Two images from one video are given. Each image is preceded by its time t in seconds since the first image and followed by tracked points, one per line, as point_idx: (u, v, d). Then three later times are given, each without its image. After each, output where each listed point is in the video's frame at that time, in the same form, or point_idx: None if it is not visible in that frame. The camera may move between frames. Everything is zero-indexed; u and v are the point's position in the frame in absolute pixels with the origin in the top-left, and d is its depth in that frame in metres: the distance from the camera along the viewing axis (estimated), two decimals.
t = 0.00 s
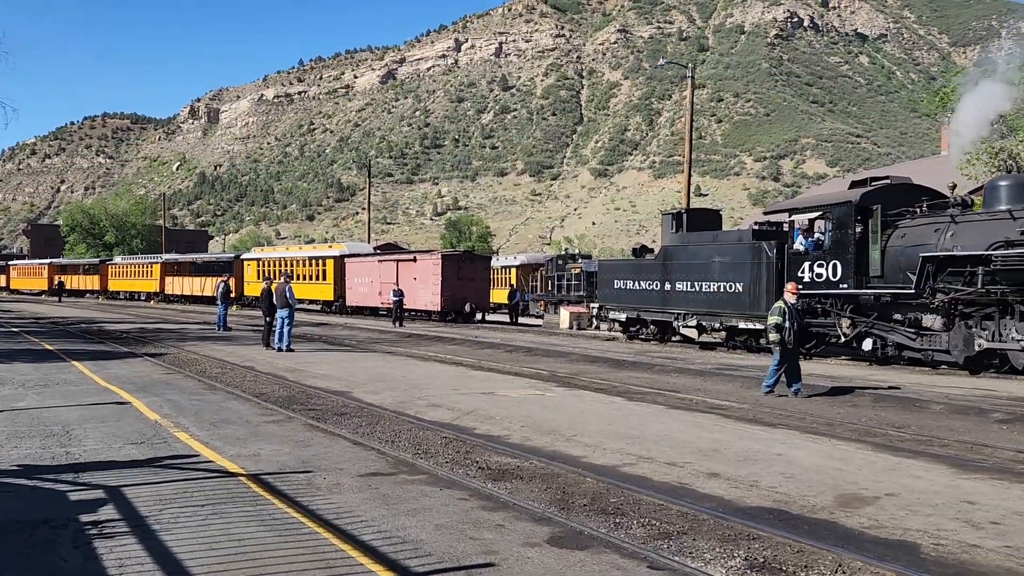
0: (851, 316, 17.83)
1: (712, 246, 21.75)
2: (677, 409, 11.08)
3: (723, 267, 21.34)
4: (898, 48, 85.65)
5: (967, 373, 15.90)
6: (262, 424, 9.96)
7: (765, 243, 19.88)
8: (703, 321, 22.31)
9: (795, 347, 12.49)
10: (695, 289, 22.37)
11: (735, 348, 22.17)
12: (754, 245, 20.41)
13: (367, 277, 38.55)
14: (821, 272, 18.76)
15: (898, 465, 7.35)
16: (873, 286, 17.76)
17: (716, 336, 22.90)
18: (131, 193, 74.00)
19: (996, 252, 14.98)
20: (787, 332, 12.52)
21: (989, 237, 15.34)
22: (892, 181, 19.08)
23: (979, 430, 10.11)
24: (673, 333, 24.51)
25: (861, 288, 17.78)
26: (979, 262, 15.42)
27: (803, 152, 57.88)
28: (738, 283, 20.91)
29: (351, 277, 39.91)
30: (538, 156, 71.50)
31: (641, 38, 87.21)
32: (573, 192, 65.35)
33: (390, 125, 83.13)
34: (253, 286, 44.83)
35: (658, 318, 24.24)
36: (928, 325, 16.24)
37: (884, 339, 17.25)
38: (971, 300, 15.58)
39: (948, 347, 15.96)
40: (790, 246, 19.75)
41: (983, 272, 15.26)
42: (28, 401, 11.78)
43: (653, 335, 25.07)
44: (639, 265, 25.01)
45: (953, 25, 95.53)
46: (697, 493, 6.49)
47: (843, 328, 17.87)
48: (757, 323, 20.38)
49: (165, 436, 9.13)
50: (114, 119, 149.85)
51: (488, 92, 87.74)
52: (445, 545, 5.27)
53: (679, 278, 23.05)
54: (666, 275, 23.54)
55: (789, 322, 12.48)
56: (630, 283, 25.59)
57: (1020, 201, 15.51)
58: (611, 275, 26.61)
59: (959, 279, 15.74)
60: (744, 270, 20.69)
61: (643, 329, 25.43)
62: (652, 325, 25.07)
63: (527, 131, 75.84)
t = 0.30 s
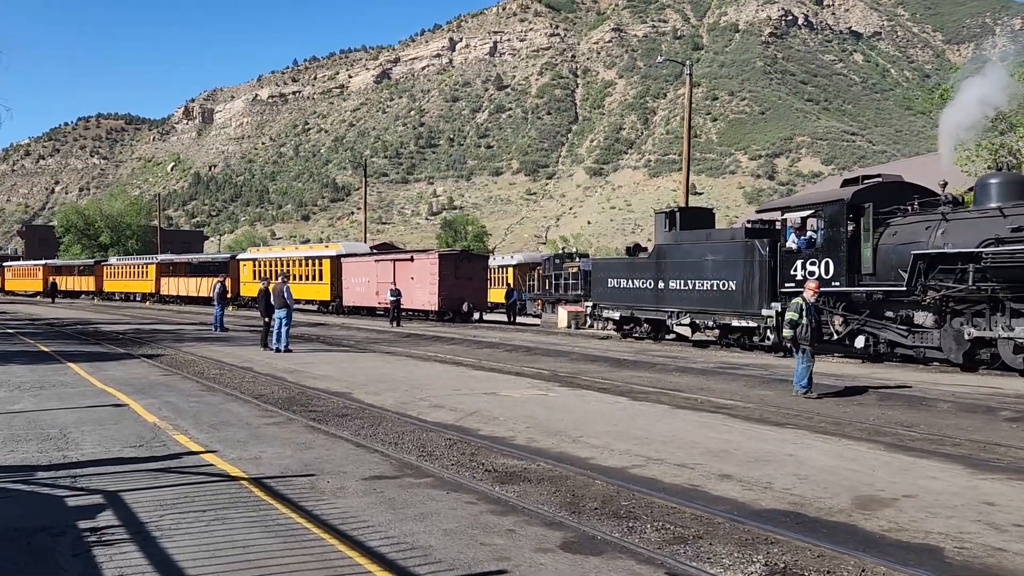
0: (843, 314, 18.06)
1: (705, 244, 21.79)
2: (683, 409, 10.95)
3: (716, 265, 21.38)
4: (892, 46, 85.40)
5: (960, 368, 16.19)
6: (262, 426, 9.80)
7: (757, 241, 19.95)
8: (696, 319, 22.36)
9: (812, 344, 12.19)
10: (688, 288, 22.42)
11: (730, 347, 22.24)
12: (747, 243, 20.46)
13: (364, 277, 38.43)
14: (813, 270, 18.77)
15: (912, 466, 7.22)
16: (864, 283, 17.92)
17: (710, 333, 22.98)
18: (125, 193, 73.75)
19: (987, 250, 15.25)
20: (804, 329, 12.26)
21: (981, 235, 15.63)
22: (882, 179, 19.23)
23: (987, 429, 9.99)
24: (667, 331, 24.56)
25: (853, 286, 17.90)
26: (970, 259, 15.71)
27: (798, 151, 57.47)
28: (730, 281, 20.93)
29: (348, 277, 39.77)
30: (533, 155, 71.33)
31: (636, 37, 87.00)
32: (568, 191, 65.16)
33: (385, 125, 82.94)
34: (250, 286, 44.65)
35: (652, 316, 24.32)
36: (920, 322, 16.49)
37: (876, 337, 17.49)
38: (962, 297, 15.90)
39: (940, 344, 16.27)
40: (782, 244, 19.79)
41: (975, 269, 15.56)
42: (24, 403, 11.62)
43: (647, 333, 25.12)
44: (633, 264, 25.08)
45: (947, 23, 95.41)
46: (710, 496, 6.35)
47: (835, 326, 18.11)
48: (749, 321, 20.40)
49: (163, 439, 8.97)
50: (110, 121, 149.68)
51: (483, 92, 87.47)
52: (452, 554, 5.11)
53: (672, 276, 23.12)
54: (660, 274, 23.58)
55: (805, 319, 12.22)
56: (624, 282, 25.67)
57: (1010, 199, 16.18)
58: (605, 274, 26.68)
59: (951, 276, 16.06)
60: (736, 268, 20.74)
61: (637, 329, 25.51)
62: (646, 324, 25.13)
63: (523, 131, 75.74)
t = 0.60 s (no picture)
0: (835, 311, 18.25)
1: (697, 242, 21.97)
2: (689, 407, 10.82)
3: (708, 262, 21.56)
4: (884, 43, 85.17)
5: (952, 364, 16.31)
6: (263, 427, 9.63)
7: (750, 238, 20.14)
8: (689, 316, 22.52)
9: (835, 348, 11.74)
10: (681, 285, 22.57)
11: (722, 344, 22.47)
12: (739, 240, 20.66)
13: (359, 275, 38.28)
14: (805, 267, 18.89)
15: (930, 465, 7.10)
16: (856, 280, 18.07)
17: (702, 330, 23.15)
18: (118, 194, 73.39)
19: (977, 247, 15.24)
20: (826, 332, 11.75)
21: (972, 231, 15.64)
22: (872, 176, 19.46)
23: (998, 426, 9.91)
24: (660, 329, 24.70)
25: (846, 282, 18.08)
26: (960, 256, 15.70)
27: (791, 148, 57.72)
28: (723, 278, 21.12)
29: (343, 276, 39.55)
30: (526, 154, 71.20)
31: (629, 36, 86.79)
32: (562, 189, 65.01)
33: (378, 123, 82.67)
34: (244, 286, 44.43)
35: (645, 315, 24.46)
36: (910, 319, 16.48)
37: (869, 333, 17.58)
38: (952, 294, 15.89)
39: (931, 339, 16.32)
40: (774, 241, 19.93)
41: (965, 266, 15.57)
42: (19, 405, 11.41)
43: (640, 332, 25.26)
44: (626, 262, 25.26)
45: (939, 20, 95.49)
46: (727, 497, 6.20)
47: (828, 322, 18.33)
48: (742, 318, 20.57)
49: (162, 441, 8.79)
50: (101, 120, 148.83)
51: (476, 90, 87.21)
52: (469, 558, 4.96)
53: (664, 273, 23.29)
54: (653, 271, 23.71)
55: (828, 322, 11.71)
56: (617, 280, 25.84)
57: (1000, 196, 16.27)
58: (598, 272, 26.83)
59: (941, 273, 16.09)
60: (729, 265, 20.88)
61: (631, 327, 25.64)
62: (639, 321, 25.32)
63: (516, 129, 75.64)
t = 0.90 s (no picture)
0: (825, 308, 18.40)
1: (688, 240, 22.08)
2: (694, 408, 10.66)
3: (698, 260, 21.69)
4: (873, 41, 85.15)
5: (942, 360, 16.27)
6: (261, 429, 9.43)
7: (740, 236, 20.27)
8: (679, 314, 22.62)
9: (850, 348, 11.60)
10: (671, 283, 22.71)
11: (713, 341, 22.60)
12: (730, 238, 20.78)
13: (352, 274, 38.08)
14: (796, 265, 18.94)
15: (947, 467, 6.96)
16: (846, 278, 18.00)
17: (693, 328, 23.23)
18: (107, 191, 72.78)
19: (965, 245, 15.36)
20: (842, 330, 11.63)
21: (960, 228, 15.67)
22: (862, 174, 19.39)
23: (1008, 424, 9.81)
24: (650, 326, 24.81)
25: (835, 280, 18.03)
26: (949, 254, 15.81)
27: (782, 146, 57.69)
28: (713, 276, 21.25)
29: (336, 274, 39.31)
30: (517, 152, 71.04)
31: (620, 33, 86.62)
32: (553, 187, 64.86)
33: (369, 121, 82.31)
34: (236, 284, 44.13)
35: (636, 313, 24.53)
36: (900, 316, 16.59)
37: (859, 330, 17.62)
38: (941, 292, 16.01)
39: (920, 337, 16.39)
40: (764, 240, 20.06)
41: (953, 263, 15.69)
42: (9, 407, 11.15)
43: (631, 329, 25.32)
44: (617, 260, 25.33)
45: (927, 19, 96.04)
46: (745, 501, 6.03)
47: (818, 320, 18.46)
48: (732, 315, 20.70)
49: (159, 445, 8.58)
50: (90, 118, 147.88)
51: (467, 88, 86.92)
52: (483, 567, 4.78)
53: (655, 271, 23.38)
54: (643, 269, 23.84)
55: (844, 321, 11.57)
56: (608, 278, 25.89)
57: (987, 193, 16.32)
58: (589, 270, 26.90)
59: (930, 270, 16.18)
60: (719, 264, 21.06)
61: (622, 324, 25.69)
62: (629, 319, 25.37)
63: (507, 126, 75.46)
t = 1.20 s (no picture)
0: (816, 306, 18.46)
1: (679, 237, 22.04)
2: (699, 406, 10.50)
3: (690, 257, 21.65)
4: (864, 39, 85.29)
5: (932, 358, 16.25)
6: (260, 428, 9.21)
7: (730, 233, 20.23)
8: (671, 311, 22.56)
9: (861, 347, 11.43)
10: (662, 280, 22.65)
11: (705, 338, 22.56)
12: (721, 235, 20.75)
13: (345, 270, 37.85)
14: (786, 262, 19.00)
15: (966, 468, 6.79)
16: (836, 275, 18.01)
17: (685, 325, 23.16)
18: (97, 188, 72.26)
19: (955, 242, 15.38)
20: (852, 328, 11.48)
21: (949, 226, 15.76)
22: (852, 171, 19.39)
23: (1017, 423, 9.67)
24: (641, 323, 24.72)
25: (826, 278, 18.13)
26: (938, 252, 15.83)
27: (774, 143, 57.61)
28: (704, 273, 21.22)
29: (329, 271, 39.04)
30: (509, 149, 70.83)
31: (612, 31, 86.47)
32: (544, 184, 64.80)
33: (360, 118, 81.91)
34: (228, 281, 43.85)
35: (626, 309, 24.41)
36: (890, 313, 16.50)
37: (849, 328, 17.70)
38: (930, 289, 16.06)
39: (909, 335, 16.23)
40: (755, 237, 20.07)
41: (942, 261, 15.71)
42: None
43: (622, 325, 25.22)
44: (608, 256, 25.27)
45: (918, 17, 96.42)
46: (762, 505, 5.86)
47: (809, 318, 18.51)
48: (723, 312, 20.69)
49: (155, 444, 8.37)
50: (80, 114, 146.93)
51: (459, 85, 86.64)
52: None
53: (646, 268, 23.31)
54: (635, 266, 23.77)
55: (856, 317, 11.44)
56: (599, 275, 25.80)
57: (978, 194, 16.26)
58: (580, 267, 26.83)
59: (920, 268, 16.18)
60: (710, 260, 21.03)
61: (614, 321, 25.57)
62: (621, 316, 25.29)
63: (499, 123, 75.26)
